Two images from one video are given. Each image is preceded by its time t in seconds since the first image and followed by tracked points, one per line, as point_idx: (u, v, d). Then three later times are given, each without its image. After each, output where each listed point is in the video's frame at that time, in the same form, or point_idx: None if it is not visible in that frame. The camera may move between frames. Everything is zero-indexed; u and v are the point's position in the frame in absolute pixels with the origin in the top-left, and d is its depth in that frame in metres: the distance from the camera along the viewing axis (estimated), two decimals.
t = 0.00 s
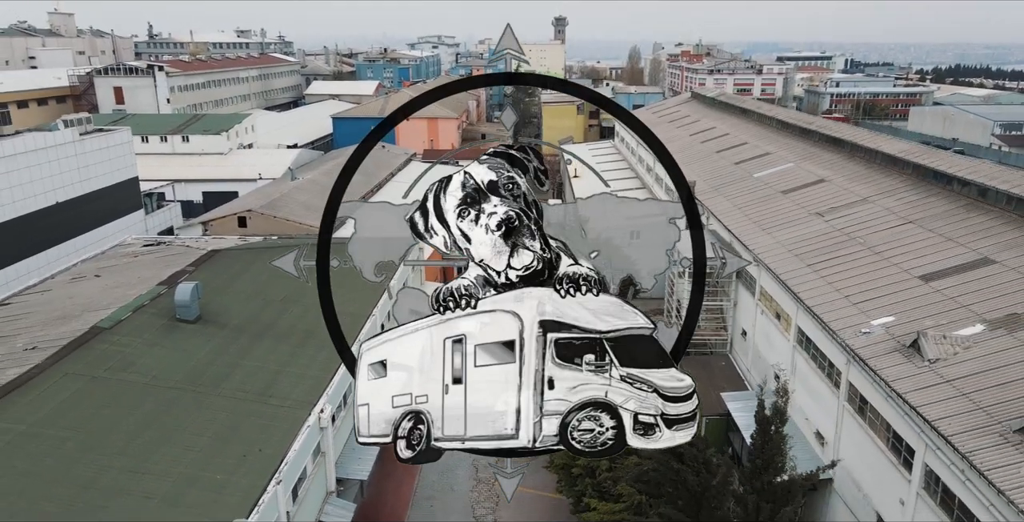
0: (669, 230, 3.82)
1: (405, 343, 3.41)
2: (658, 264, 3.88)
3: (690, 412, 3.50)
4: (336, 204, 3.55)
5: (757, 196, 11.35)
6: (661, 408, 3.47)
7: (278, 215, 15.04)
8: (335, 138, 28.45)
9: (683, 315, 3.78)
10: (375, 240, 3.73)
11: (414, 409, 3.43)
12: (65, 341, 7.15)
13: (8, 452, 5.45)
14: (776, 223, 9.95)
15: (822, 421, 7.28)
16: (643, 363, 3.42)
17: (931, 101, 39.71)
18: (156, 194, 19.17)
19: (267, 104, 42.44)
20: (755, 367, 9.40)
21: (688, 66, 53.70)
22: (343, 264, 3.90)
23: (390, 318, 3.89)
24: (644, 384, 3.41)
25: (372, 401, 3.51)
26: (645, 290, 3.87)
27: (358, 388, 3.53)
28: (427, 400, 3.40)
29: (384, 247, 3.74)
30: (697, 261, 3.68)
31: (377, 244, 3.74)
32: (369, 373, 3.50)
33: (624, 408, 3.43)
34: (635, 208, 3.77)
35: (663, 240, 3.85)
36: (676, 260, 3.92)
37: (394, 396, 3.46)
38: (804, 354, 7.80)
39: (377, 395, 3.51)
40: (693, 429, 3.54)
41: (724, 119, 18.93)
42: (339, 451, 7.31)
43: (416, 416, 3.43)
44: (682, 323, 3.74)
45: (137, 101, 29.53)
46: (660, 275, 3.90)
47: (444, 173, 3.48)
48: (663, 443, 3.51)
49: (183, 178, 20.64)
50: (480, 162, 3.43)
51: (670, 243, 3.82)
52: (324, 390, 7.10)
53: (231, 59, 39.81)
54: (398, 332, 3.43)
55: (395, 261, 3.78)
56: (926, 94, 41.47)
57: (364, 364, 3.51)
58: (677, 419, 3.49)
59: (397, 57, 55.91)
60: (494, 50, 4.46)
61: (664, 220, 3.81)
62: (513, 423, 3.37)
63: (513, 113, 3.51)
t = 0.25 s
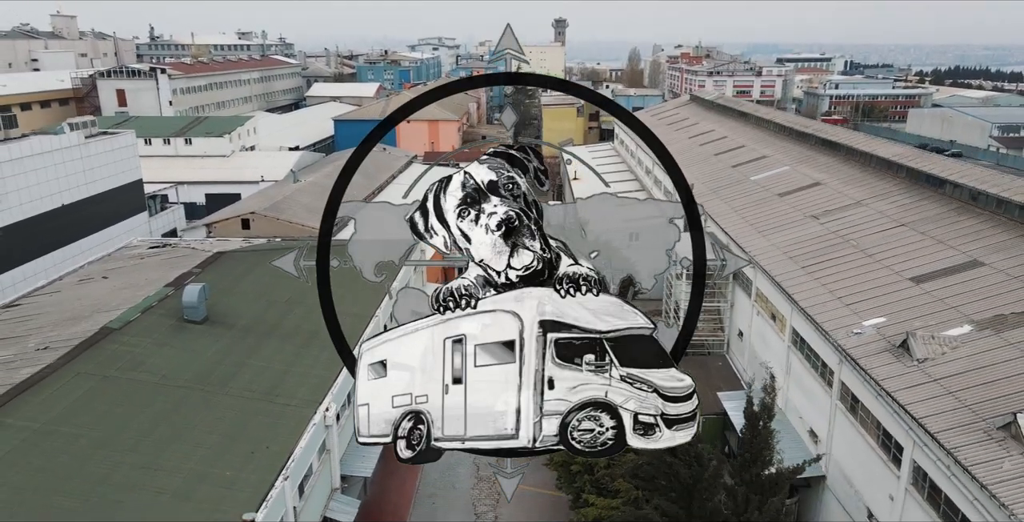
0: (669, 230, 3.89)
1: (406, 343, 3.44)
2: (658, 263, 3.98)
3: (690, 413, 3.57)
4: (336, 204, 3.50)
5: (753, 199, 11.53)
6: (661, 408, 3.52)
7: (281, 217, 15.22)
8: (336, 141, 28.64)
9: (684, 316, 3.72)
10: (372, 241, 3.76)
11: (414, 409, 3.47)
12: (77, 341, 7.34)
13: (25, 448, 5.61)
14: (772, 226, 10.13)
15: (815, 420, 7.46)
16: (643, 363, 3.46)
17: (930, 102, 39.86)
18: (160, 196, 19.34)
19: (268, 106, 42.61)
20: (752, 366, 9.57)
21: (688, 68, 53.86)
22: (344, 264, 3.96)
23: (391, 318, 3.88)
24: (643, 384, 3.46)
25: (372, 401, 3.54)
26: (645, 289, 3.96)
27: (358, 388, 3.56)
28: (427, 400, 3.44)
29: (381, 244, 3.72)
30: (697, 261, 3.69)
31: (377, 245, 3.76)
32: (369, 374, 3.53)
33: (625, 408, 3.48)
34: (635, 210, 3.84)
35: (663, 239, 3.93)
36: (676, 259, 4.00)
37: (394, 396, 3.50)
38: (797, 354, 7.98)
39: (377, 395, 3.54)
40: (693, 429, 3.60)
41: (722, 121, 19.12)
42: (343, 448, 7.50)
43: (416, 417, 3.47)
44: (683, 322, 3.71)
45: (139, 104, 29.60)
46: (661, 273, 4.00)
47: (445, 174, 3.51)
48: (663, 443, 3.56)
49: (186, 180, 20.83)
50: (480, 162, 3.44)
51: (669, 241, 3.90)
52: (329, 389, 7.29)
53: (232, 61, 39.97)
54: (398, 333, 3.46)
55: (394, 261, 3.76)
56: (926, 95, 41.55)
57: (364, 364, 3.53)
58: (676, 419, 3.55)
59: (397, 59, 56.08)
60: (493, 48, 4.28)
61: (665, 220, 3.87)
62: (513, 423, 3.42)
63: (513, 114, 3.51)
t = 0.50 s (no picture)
0: (669, 230, 3.66)
1: (406, 343, 3.29)
2: (658, 264, 3.73)
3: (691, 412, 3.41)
4: (337, 204, 3.36)
5: (750, 202, 11.71)
6: (661, 408, 3.35)
7: (284, 219, 15.40)
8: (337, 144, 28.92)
9: (684, 315, 3.57)
10: (373, 242, 3.58)
11: (414, 409, 3.31)
12: (88, 341, 7.53)
13: (43, 445, 5.80)
14: (767, 228, 10.31)
15: (809, 418, 7.63)
16: (642, 363, 3.29)
17: (927, 104, 40.17)
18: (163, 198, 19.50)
19: (270, 109, 42.92)
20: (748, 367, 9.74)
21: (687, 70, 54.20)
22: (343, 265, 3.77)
23: (390, 319, 3.72)
24: (643, 384, 3.29)
25: (373, 401, 3.38)
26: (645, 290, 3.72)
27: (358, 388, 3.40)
28: (427, 400, 3.29)
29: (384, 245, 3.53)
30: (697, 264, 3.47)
31: (377, 246, 3.57)
32: (369, 373, 3.36)
33: (625, 408, 3.31)
34: (635, 211, 3.63)
35: (663, 239, 3.68)
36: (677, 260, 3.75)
37: (394, 396, 3.34)
38: (792, 354, 8.15)
39: (378, 394, 3.38)
40: (693, 429, 3.44)
41: (720, 125, 19.35)
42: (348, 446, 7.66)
43: (416, 417, 3.31)
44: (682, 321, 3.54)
45: (140, 106, 29.53)
46: (662, 274, 3.75)
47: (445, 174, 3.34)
48: (664, 443, 3.39)
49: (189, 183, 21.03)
50: (480, 162, 3.28)
51: (670, 242, 3.66)
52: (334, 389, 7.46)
53: (235, 64, 40.30)
54: (398, 333, 3.31)
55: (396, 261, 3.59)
56: (924, 97, 41.79)
57: (364, 364, 3.37)
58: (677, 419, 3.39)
59: (398, 61, 56.41)
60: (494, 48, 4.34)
61: (664, 219, 3.64)
62: (513, 422, 3.27)
63: (513, 114, 3.36)
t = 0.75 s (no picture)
0: (668, 230, 3.64)
1: (407, 343, 3.43)
2: (657, 263, 3.72)
3: (692, 414, 3.56)
4: (337, 204, 3.48)
5: (747, 205, 11.89)
6: (662, 408, 3.51)
7: (287, 221, 15.59)
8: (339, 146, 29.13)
9: (684, 315, 3.71)
10: (373, 243, 3.72)
11: (414, 409, 3.46)
12: (99, 341, 7.72)
13: (58, 440, 5.98)
14: (763, 230, 10.50)
15: (802, 416, 7.82)
16: (642, 363, 3.44)
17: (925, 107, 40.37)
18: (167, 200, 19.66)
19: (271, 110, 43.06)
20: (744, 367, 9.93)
21: (686, 72, 54.34)
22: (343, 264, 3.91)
23: (390, 318, 3.85)
24: (643, 384, 3.44)
25: (373, 401, 3.53)
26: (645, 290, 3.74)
27: (359, 388, 3.55)
28: (427, 400, 3.44)
29: (383, 246, 3.68)
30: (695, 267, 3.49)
31: (378, 247, 3.72)
32: (369, 374, 3.52)
33: (625, 408, 3.47)
34: (636, 213, 3.65)
35: (663, 239, 3.68)
36: (677, 260, 3.73)
37: (394, 396, 3.49)
38: (786, 354, 8.34)
39: (379, 395, 3.53)
40: (694, 429, 3.59)
41: (718, 127, 19.54)
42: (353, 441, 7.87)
43: (416, 417, 3.47)
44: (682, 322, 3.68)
45: (143, 108, 29.77)
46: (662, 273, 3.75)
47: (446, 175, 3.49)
48: (664, 442, 3.55)
49: (192, 185, 21.22)
50: (480, 162, 3.40)
51: (670, 241, 3.64)
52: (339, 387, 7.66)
53: (236, 66, 40.41)
54: (399, 333, 3.45)
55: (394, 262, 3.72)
56: (922, 100, 41.94)
57: (364, 364, 3.52)
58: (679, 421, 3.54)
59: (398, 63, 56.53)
60: (493, 50, 4.43)
61: (663, 219, 3.64)
62: (513, 423, 3.43)
63: (513, 114, 3.50)
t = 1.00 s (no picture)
0: (669, 230, 3.69)
1: (407, 343, 3.52)
2: (657, 263, 3.75)
3: (691, 414, 3.67)
4: (337, 204, 3.58)
5: (743, 207, 12.07)
6: (661, 408, 3.61)
7: (290, 224, 15.78)
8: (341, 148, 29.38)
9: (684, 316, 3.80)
10: (372, 244, 3.73)
11: (414, 409, 3.55)
12: (109, 340, 7.91)
13: (73, 436, 6.16)
14: (759, 232, 10.69)
15: (795, 414, 8.01)
16: (642, 363, 3.53)
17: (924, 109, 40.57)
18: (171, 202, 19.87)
19: (272, 112, 43.29)
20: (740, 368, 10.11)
21: (685, 74, 54.59)
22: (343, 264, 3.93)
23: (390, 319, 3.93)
24: (643, 384, 3.53)
25: (373, 402, 3.62)
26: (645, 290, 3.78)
27: (360, 388, 3.64)
28: (427, 400, 3.51)
29: (382, 247, 3.66)
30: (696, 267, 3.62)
31: (377, 249, 3.71)
32: (370, 374, 3.61)
33: (625, 408, 3.56)
34: (635, 215, 3.68)
35: (662, 240, 3.72)
36: (677, 261, 3.77)
37: (394, 396, 3.58)
38: (780, 353, 8.53)
39: (378, 396, 3.62)
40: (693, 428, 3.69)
41: (716, 130, 19.76)
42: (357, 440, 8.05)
43: (416, 417, 3.55)
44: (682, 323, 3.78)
45: (146, 110, 29.97)
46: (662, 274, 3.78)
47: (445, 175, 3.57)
48: (664, 442, 3.65)
49: (195, 187, 21.42)
50: (480, 162, 3.49)
51: (669, 243, 3.68)
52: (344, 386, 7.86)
53: (238, 68, 40.64)
54: (399, 333, 3.54)
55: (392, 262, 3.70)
56: (921, 102, 42.16)
57: (364, 364, 3.62)
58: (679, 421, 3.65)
59: (399, 65, 56.78)
60: (493, 51, 4.58)
61: (664, 219, 3.68)
62: (513, 422, 3.50)
63: (513, 115, 3.59)
